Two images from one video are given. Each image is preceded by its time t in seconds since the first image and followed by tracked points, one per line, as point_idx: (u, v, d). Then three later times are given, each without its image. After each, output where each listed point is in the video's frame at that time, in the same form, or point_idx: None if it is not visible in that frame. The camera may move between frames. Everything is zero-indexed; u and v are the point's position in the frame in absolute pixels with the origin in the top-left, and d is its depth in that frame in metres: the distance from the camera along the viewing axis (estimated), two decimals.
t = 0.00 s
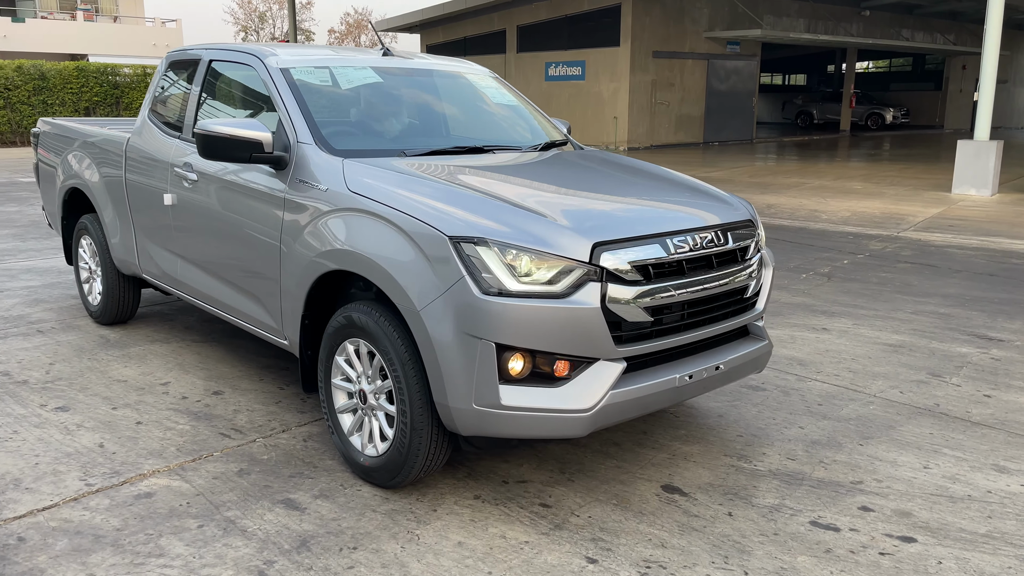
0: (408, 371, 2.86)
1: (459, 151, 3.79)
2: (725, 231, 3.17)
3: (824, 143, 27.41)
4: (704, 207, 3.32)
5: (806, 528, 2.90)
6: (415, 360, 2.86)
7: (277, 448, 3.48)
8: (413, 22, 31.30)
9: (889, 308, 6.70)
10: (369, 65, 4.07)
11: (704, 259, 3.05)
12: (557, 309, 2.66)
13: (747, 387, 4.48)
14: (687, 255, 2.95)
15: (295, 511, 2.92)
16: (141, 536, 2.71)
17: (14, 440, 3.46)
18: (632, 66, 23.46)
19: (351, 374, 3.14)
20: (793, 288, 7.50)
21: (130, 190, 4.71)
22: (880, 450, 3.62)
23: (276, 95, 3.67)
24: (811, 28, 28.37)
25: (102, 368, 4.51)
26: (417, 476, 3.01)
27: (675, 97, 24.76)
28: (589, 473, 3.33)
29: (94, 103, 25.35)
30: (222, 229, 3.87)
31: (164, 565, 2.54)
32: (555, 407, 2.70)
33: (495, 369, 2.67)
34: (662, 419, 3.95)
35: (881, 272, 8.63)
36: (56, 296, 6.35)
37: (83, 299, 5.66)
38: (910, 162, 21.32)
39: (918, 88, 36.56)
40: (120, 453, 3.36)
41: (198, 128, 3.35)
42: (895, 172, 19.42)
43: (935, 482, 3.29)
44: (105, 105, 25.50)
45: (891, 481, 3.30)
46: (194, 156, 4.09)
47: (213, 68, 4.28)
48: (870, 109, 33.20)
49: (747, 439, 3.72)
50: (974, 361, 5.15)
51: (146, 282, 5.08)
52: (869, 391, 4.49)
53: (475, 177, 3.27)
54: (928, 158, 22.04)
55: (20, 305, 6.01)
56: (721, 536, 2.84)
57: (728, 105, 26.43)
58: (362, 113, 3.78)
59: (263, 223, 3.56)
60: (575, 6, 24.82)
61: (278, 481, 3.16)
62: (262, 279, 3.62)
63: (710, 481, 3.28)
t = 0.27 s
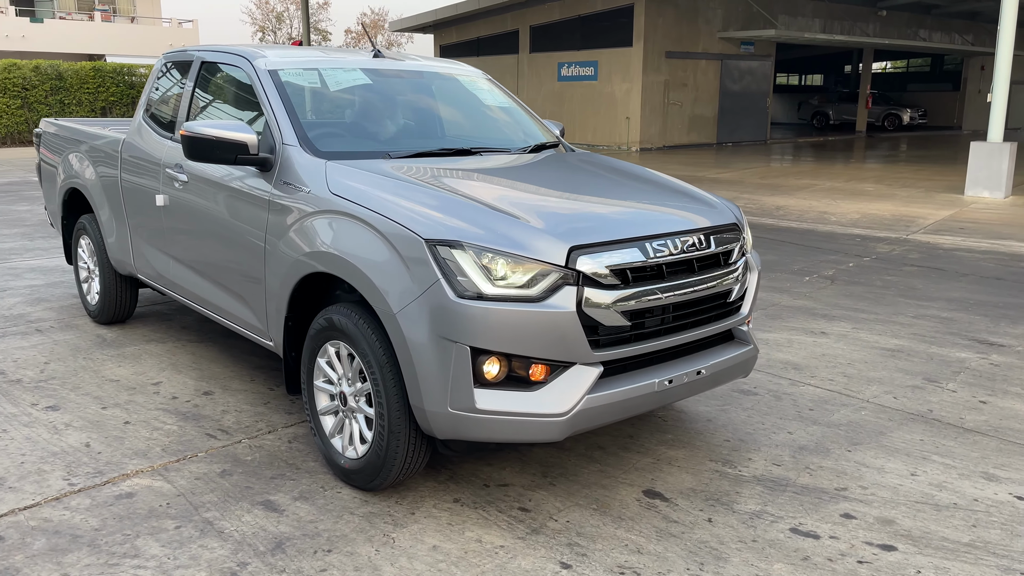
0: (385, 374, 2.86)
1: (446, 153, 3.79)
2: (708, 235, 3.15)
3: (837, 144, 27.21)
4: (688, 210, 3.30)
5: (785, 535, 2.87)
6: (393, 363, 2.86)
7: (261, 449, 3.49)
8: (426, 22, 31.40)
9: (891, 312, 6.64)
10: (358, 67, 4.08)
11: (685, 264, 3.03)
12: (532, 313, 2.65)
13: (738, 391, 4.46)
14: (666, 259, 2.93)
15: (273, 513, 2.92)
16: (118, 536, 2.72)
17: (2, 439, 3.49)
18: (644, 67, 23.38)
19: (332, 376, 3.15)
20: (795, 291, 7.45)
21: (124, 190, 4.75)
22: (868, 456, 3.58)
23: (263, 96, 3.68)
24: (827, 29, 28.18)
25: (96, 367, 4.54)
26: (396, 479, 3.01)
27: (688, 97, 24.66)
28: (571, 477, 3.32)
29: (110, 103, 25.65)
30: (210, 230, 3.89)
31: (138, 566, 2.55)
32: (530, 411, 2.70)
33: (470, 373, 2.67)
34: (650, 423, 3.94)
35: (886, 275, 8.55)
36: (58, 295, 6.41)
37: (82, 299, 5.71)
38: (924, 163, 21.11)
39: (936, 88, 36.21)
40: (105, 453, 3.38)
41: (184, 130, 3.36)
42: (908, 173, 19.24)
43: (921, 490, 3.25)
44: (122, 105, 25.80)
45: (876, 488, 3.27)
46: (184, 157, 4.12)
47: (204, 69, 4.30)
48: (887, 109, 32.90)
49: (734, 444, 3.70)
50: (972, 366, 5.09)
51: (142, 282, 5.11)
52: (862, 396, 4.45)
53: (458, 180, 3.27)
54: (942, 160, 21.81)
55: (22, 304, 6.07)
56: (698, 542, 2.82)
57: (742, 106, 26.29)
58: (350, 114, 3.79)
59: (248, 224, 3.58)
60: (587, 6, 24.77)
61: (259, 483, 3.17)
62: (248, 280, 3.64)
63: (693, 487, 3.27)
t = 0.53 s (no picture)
0: (372, 377, 2.85)
1: (441, 156, 3.79)
2: (700, 240, 3.13)
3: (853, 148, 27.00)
4: (681, 215, 3.28)
5: (773, 544, 2.84)
6: (379, 366, 2.85)
7: (253, 450, 3.50)
8: (443, 25, 31.51)
9: (898, 319, 6.56)
10: (356, 69, 4.10)
11: (675, 269, 3.01)
12: (517, 317, 2.64)
13: (736, 397, 4.42)
14: (656, 264, 2.91)
15: (259, 514, 2.93)
16: (104, 536, 2.73)
17: None
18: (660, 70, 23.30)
19: (322, 378, 3.15)
20: (801, 297, 7.38)
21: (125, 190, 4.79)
22: (864, 466, 3.54)
23: (260, 98, 3.70)
24: (845, 33, 27.97)
25: (96, 366, 4.58)
26: (383, 482, 3.00)
27: (704, 101, 24.55)
28: (560, 482, 3.30)
29: (129, 103, 25.94)
30: (208, 230, 3.91)
31: (121, 565, 2.56)
32: (514, 416, 2.68)
33: (455, 377, 2.66)
34: (644, 429, 3.91)
35: (896, 281, 8.47)
36: (65, 293, 6.47)
37: (87, 298, 5.75)
38: (941, 169, 20.89)
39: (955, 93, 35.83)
40: (97, 452, 3.40)
41: (179, 132, 3.38)
42: (924, 179, 19.05)
43: (915, 501, 3.21)
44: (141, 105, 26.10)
45: (870, 499, 3.23)
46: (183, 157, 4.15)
47: (203, 70, 4.33)
48: (906, 113, 32.47)
49: (728, 452, 3.67)
50: (977, 375, 5.02)
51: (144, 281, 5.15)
52: (862, 405, 4.40)
53: (450, 183, 3.27)
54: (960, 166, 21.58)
55: (29, 302, 6.13)
56: (685, 550, 2.79)
57: (758, 110, 26.14)
58: (346, 117, 3.80)
59: (242, 225, 3.59)
60: (604, 9, 24.73)
61: (248, 484, 3.18)
62: (242, 281, 3.65)
63: (683, 494, 3.24)
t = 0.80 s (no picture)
0: (363, 380, 2.82)
1: (441, 157, 3.76)
2: (699, 245, 3.07)
3: (872, 155, 26.73)
4: (682, 218, 3.23)
5: (769, 557, 2.78)
6: (371, 369, 2.82)
7: (247, 451, 3.48)
8: (460, 28, 31.54)
9: (910, 328, 6.45)
10: (359, 69, 4.08)
11: (673, 274, 2.96)
12: (509, 321, 2.60)
13: (740, 406, 4.35)
14: (653, 269, 2.86)
15: (249, 516, 2.90)
16: (92, 536, 2.71)
17: None
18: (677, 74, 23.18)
19: (315, 380, 3.13)
20: (812, 305, 7.28)
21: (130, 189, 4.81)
22: (867, 478, 3.46)
23: (260, 97, 3.69)
24: (866, 38, 27.71)
25: (98, 364, 4.59)
26: (374, 486, 2.97)
27: (722, 106, 24.41)
28: (555, 489, 3.25)
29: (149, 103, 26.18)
30: (208, 230, 3.90)
31: (106, 566, 2.54)
32: (505, 422, 2.64)
33: (445, 381, 2.62)
34: (644, 436, 3.85)
35: (910, 290, 8.34)
36: (73, 291, 6.50)
37: (93, 296, 5.77)
38: (961, 177, 20.62)
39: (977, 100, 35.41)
40: (92, 450, 3.39)
41: (177, 130, 3.37)
42: (942, 187, 18.82)
43: (918, 515, 3.13)
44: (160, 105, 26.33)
45: (871, 512, 3.16)
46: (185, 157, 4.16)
47: (207, 70, 4.34)
48: (927, 121, 32.16)
49: (728, 461, 3.61)
50: (989, 387, 4.92)
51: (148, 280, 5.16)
52: (868, 415, 4.32)
53: (448, 185, 3.24)
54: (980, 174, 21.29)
55: (37, 299, 6.16)
56: (678, 561, 2.74)
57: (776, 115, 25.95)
58: (346, 117, 3.78)
59: (240, 225, 3.59)
60: (622, 13, 24.65)
61: (240, 485, 3.16)
62: (240, 282, 3.64)
63: (680, 504, 3.18)
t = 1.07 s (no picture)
0: (350, 386, 2.76)
1: (438, 159, 3.70)
2: (698, 251, 2.99)
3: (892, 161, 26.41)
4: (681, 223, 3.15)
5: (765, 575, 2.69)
6: (358, 375, 2.76)
7: (238, 456, 3.43)
8: (478, 31, 31.53)
9: (924, 338, 6.31)
10: (358, 69, 4.05)
11: (670, 281, 2.88)
12: (497, 327, 2.53)
13: (744, 416, 4.25)
14: (649, 275, 2.78)
15: (233, 523, 2.85)
16: (72, 540, 2.66)
17: None
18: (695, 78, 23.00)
19: (304, 384, 3.07)
20: (823, 313, 7.15)
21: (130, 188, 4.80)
22: (872, 493, 3.36)
23: (256, 96, 3.65)
24: (887, 43, 27.41)
25: (95, 364, 4.56)
26: (362, 494, 2.91)
27: (740, 110, 24.22)
28: (548, 500, 3.17)
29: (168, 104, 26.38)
30: (205, 231, 3.86)
31: (84, 573, 2.49)
32: (492, 431, 2.57)
33: (431, 388, 2.55)
34: (643, 446, 3.77)
35: (926, 299, 8.17)
36: (79, 290, 6.50)
37: (97, 295, 5.77)
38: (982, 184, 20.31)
39: (1000, 107, 34.92)
40: (81, 452, 3.35)
41: (171, 129, 3.33)
42: (963, 194, 18.54)
43: (924, 533, 3.03)
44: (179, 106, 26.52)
45: (874, 529, 3.05)
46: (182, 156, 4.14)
47: (207, 69, 4.31)
48: (950, 127, 31.77)
49: (729, 474, 3.51)
50: (1003, 400, 4.78)
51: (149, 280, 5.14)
52: (876, 427, 4.20)
53: (443, 187, 3.17)
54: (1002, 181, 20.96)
55: (42, 298, 6.17)
56: None
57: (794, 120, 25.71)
58: (342, 118, 3.74)
59: (234, 225, 3.55)
60: (640, 17, 24.52)
61: (227, 490, 3.10)
62: (234, 283, 3.60)
63: (676, 517, 3.09)
